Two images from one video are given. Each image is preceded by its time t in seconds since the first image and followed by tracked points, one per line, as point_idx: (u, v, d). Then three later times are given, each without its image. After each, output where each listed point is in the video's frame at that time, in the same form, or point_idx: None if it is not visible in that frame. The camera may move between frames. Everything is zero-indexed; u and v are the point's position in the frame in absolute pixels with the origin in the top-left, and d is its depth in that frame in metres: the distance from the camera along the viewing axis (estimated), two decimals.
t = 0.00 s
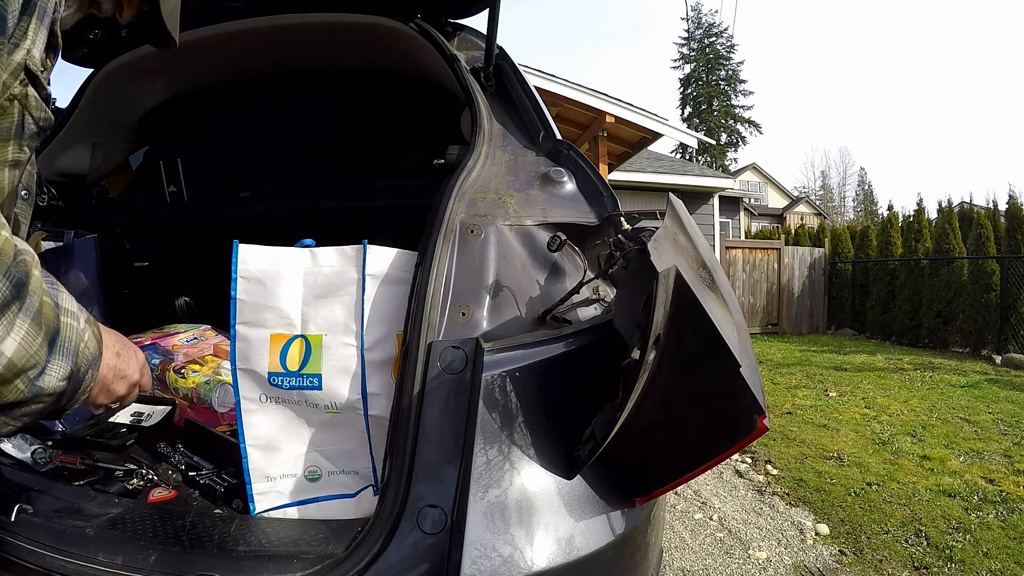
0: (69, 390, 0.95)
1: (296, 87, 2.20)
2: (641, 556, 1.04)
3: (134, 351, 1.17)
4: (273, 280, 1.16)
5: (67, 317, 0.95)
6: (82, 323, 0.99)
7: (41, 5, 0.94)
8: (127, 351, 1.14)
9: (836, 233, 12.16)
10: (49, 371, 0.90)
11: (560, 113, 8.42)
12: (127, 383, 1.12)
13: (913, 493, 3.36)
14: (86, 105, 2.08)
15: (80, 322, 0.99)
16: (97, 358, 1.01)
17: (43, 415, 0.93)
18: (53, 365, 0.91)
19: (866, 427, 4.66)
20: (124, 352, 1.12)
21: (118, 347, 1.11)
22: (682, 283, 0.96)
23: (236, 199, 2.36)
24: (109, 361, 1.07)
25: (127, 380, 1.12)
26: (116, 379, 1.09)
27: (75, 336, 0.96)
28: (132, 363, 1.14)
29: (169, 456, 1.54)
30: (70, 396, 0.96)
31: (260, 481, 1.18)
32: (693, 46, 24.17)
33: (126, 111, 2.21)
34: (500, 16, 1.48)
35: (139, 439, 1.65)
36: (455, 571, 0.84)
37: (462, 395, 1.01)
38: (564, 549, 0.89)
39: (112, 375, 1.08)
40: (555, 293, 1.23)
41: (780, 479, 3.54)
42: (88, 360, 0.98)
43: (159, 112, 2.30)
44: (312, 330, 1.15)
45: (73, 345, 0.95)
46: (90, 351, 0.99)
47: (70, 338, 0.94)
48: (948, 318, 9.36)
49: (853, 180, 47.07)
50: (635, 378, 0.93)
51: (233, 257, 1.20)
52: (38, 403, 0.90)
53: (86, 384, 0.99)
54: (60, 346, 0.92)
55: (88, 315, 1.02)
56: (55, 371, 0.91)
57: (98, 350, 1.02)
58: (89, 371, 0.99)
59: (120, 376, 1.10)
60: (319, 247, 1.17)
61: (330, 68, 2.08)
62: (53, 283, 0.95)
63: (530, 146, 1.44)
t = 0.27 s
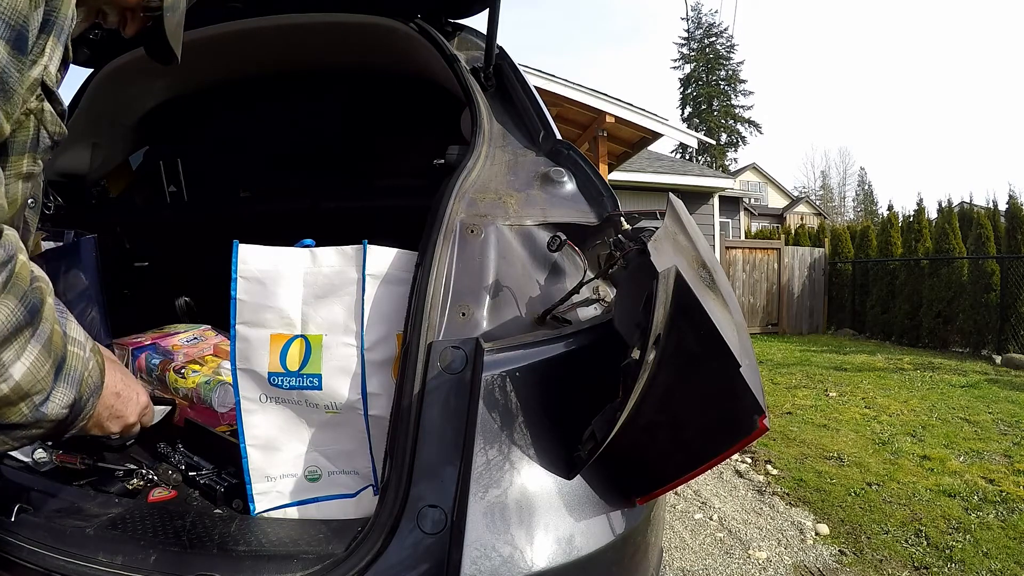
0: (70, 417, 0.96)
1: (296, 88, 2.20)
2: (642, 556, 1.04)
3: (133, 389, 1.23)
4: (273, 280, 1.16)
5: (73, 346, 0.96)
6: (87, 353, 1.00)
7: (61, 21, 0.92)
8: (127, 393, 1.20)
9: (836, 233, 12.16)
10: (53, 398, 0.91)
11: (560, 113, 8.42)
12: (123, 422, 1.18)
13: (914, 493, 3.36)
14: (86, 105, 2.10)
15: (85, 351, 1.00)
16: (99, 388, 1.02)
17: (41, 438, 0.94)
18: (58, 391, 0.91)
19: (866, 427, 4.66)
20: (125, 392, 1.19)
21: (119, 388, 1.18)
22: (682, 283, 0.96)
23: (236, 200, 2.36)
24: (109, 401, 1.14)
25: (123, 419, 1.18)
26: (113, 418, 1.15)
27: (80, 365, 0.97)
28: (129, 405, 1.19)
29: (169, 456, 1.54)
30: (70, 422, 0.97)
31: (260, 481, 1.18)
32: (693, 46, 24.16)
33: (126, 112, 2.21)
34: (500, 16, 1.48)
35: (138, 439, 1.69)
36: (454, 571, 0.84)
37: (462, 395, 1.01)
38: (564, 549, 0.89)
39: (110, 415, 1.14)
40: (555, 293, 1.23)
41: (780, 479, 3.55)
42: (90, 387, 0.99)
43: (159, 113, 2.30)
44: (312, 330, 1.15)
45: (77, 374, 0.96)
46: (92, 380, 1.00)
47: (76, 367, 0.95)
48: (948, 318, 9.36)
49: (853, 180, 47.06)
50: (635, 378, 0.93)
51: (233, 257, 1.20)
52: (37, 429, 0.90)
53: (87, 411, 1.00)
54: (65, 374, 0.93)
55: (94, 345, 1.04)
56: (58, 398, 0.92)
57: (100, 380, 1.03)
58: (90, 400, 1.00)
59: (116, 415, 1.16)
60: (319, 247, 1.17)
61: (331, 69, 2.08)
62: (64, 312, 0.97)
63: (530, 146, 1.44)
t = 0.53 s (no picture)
0: (76, 433, 0.95)
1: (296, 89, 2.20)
2: (642, 556, 1.04)
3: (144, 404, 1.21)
4: (273, 280, 1.16)
5: (82, 361, 0.97)
6: (95, 370, 1.00)
7: (72, 34, 0.93)
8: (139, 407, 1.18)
9: (836, 233, 12.16)
10: (63, 412, 0.90)
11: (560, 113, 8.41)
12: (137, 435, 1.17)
13: (914, 493, 3.36)
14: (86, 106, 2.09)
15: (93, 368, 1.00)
16: (105, 404, 1.02)
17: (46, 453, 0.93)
18: (67, 406, 0.91)
19: (866, 427, 4.66)
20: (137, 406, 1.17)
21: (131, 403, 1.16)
22: (682, 283, 0.96)
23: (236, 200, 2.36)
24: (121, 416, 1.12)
25: (136, 434, 1.16)
26: (126, 434, 1.13)
27: (88, 381, 0.97)
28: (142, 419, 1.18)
29: (169, 456, 1.54)
30: (76, 438, 0.96)
31: (260, 481, 1.18)
32: (693, 46, 24.16)
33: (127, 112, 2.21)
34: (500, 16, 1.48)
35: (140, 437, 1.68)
36: (454, 572, 0.84)
37: (462, 395, 1.01)
38: (564, 550, 0.89)
39: (123, 431, 1.12)
40: (555, 293, 1.23)
41: (780, 479, 3.54)
42: (98, 404, 0.99)
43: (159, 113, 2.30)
44: (312, 330, 1.15)
45: (86, 391, 0.96)
46: (100, 397, 1.00)
47: (84, 383, 0.95)
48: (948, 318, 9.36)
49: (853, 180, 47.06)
50: (635, 378, 0.93)
51: (233, 257, 1.20)
52: (45, 443, 0.90)
53: (93, 427, 0.99)
54: (74, 389, 0.93)
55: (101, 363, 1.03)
56: (67, 413, 0.91)
57: (106, 397, 1.02)
58: (96, 416, 0.99)
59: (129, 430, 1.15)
60: (319, 247, 1.17)
61: (331, 69, 2.08)
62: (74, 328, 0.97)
63: (530, 146, 1.44)
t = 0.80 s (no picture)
0: (89, 444, 0.96)
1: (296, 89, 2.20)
2: (642, 556, 1.04)
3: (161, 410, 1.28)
4: (273, 280, 1.16)
5: (91, 369, 0.98)
6: (104, 378, 1.02)
7: (74, 42, 0.93)
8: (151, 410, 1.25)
9: (836, 233, 12.16)
10: (76, 419, 0.92)
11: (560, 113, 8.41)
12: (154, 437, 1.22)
13: (913, 493, 3.36)
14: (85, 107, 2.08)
15: (102, 377, 1.02)
16: (116, 415, 1.03)
17: (62, 465, 0.94)
18: (79, 414, 0.92)
19: (866, 427, 4.66)
20: (150, 409, 1.24)
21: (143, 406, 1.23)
22: (682, 284, 0.96)
23: (236, 200, 2.36)
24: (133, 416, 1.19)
25: (154, 433, 1.22)
26: (144, 434, 1.20)
27: (98, 389, 0.98)
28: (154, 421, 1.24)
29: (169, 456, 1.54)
30: (89, 449, 0.97)
31: (260, 481, 1.18)
32: (694, 46, 24.16)
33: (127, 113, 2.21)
34: (500, 16, 1.48)
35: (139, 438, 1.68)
36: (454, 571, 0.84)
37: (462, 395, 1.01)
38: (564, 549, 0.89)
39: (140, 430, 1.19)
40: (555, 293, 1.23)
41: (780, 479, 3.54)
42: (108, 414, 1.00)
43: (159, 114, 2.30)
44: (312, 330, 1.15)
45: (97, 398, 0.97)
46: (110, 408, 1.01)
47: (94, 390, 0.97)
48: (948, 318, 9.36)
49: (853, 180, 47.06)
50: (635, 378, 0.93)
51: (233, 257, 1.19)
52: (61, 450, 0.91)
53: (105, 438, 1.01)
54: (86, 396, 0.95)
55: (110, 375, 1.05)
56: (81, 420, 0.93)
57: (116, 408, 1.04)
58: (107, 427, 1.00)
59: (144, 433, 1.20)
60: (319, 247, 1.17)
61: (330, 70, 2.08)
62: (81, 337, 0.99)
63: (530, 146, 1.44)
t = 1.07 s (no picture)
0: (104, 436, 0.97)
1: (295, 89, 2.20)
2: (642, 556, 1.04)
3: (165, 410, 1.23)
4: (273, 280, 1.16)
5: (102, 361, 0.98)
6: (115, 371, 1.02)
7: (77, 41, 0.93)
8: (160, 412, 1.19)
9: (836, 233, 12.16)
10: (89, 409, 0.92)
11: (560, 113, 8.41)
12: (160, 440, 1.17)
13: (914, 493, 3.36)
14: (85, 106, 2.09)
15: (113, 369, 1.02)
16: (128, 407, 1.04)
17: (79, 458, 0.94)
18: (93, 405, 0.93)
19: (866, 427, 4.66)
20: (159, 410, 1.19)
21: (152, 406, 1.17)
22: (682, 283, 0.96)
23: (236, 200, 2.36)
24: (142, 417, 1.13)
25: (159, 437, 1.16)
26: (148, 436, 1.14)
27: (110, 381, 0.99)
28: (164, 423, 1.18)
29: (169, 456, 1.54)
30: (104, 442, 0.98)
31: (260, 481, 1.18)
32: (694, 46, 24.16)
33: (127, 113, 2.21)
34: (500, 16, 1.48)
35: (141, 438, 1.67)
36: (455, 571, 0.84)
37: (462, 395, 1.01)
38: (564, 549, 0.89)
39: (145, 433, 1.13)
40: (555, 293, 1.23)
41: (780, 478, 3.55)
42: (121, 406, 1.01)
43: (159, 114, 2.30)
44: (312, 330, 1.15)
45: (109, 389, 0.97)
46: (122, 400, 1.02)
47: (106, 382, 0.97)
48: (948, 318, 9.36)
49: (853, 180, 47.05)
50: (635, 378, 0.93)
51: (233, 257, 1.20)
52: (76, 441, 0.91)
53: (120, 431, 1.01)
54: (98, 387, 0.95)
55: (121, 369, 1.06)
56: (94, 410, 0.93)
57: (128, 401, 1.04)
58: (121, 420, 1.01)
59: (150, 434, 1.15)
60: (319, 247, 1.17)
61: (330, 70, 2.08)
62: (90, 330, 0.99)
63: (530, 146, 1.44)
